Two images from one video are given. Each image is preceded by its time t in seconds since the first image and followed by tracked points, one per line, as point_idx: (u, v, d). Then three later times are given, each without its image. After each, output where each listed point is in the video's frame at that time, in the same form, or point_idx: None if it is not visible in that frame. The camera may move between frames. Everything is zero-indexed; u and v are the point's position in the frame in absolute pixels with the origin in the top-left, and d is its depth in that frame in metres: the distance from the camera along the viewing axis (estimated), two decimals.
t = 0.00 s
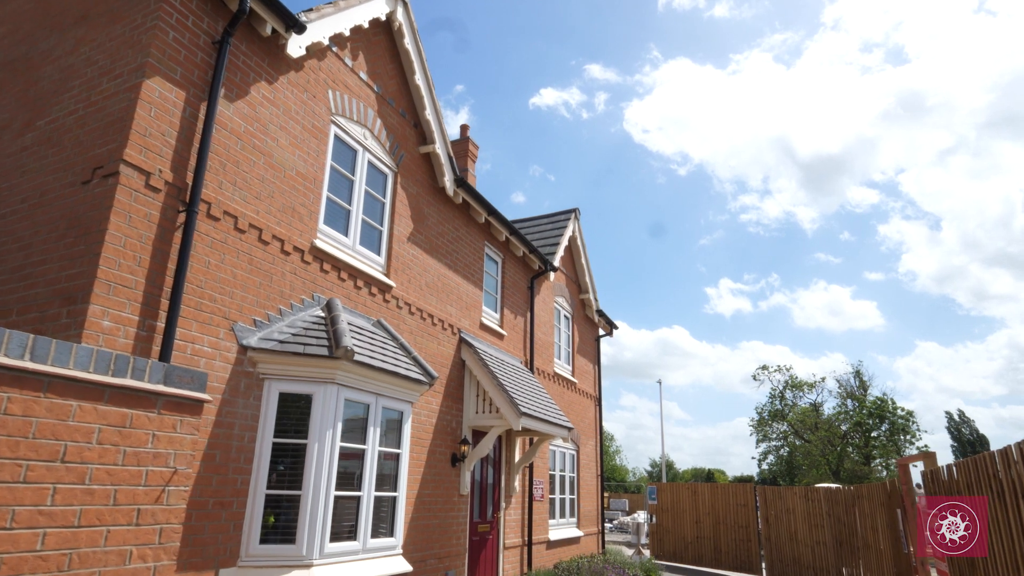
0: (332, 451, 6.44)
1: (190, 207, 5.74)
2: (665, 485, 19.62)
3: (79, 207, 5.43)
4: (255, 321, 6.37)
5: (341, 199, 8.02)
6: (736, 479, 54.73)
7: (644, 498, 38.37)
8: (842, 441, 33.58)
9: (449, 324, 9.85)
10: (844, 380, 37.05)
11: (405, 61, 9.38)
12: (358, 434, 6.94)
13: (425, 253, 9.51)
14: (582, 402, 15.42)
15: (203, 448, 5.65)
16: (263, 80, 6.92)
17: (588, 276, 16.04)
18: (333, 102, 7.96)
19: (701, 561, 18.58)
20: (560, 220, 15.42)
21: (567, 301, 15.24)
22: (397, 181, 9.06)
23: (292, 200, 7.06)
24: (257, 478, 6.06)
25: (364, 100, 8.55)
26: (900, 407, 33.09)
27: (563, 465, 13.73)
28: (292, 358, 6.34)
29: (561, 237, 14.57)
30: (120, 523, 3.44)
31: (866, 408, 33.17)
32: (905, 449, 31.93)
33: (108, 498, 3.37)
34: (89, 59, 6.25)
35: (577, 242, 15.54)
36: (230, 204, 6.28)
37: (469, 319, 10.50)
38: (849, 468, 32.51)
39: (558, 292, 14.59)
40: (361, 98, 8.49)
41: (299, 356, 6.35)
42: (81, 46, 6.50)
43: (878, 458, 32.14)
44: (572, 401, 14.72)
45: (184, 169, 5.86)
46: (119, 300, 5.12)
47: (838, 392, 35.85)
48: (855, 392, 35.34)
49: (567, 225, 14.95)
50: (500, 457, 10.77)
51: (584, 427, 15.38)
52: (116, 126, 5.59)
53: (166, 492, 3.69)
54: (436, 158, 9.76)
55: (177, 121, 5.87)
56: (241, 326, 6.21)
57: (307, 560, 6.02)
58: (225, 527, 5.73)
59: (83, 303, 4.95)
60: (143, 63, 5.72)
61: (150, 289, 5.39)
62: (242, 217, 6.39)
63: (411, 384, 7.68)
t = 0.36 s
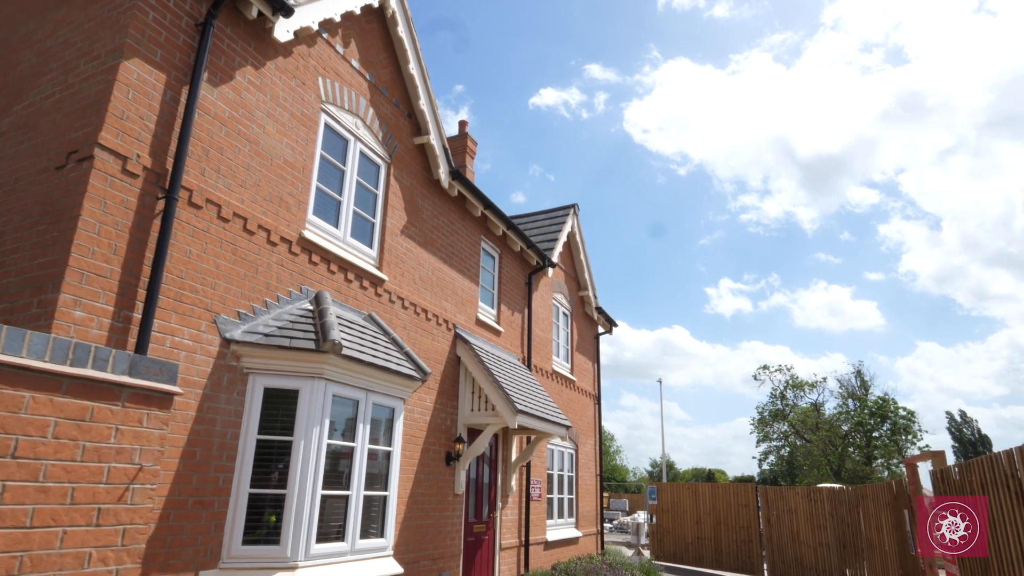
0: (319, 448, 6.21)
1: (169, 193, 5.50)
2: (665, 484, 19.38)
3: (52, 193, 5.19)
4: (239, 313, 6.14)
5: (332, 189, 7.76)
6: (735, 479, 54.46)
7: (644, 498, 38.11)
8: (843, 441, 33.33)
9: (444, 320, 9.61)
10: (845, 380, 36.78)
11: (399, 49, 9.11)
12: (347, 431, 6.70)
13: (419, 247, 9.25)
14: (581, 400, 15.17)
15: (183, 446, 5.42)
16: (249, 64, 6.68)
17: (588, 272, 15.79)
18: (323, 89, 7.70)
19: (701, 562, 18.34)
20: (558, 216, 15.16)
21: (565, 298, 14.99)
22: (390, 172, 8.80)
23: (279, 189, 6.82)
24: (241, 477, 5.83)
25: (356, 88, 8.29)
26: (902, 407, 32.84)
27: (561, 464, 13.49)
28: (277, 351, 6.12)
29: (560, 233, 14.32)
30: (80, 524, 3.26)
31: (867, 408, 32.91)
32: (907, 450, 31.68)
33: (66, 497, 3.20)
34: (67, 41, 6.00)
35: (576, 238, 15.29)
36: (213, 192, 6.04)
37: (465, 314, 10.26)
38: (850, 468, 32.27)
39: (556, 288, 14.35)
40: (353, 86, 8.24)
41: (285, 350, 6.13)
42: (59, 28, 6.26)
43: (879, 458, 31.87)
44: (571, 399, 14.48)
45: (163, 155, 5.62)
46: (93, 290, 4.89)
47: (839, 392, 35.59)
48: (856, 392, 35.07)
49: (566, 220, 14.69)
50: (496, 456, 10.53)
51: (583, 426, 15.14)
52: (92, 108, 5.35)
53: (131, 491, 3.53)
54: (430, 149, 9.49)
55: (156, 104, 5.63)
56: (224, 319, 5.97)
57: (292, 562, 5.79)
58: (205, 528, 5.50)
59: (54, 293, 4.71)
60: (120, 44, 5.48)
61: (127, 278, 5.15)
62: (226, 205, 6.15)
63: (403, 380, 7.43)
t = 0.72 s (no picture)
0: (302, 447, 5.93)
1: (142, 179, 5.24)
2: (665, 484, 19.10)
3: (16, 178, 4.91)
4: (219, 306, 5.87)
5: (319, 179, 7.48)
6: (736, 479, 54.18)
7: (644, 498, 37.77)
8: (844, 441, 33.03)
9: (437, 316, 9.32)
10: (847, 380, 36.45)
11: (390, 36, 8.83)
12: (333, 429, 6.42)
13: (411, 240, 8.96)
14: (579, 398, 14.89)
15: (156, 445, 5.15)
16: (231, 47, 6.41)
17: (586, 269, 15.50)
18: (310, 76, 7.42)
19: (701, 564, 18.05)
20: (556, 211, 14.87)
21: (563, 295, 14.70)
22: (381, 163, 8.51)
23: (262, 177, 6.54)
24: (219, 477, 5.56)
25: (345, 76, 8.01)
26: (904, 407, 32.51)
27: (559, 464, 13.21)
28: (258, 346, 5.86)
29: (558, 228, 14.03)
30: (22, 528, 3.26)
31: (869, 407, 32.54)
32: (909, 449, 31.33)
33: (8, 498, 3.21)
34: (38, 21, 5.72)
35: (574, 234, 15.00)
36: (191, 178, 5.77)
37: (459, 310, 9.97)
38: (851, 467, 31.89)
39: (554, 285, 14.06)
40: (342, 73, 7.95)
41: (266, 344, 5.86)
42: (29, 8, 5.97)
43: (881, 458, 31.56)
44: (569, 397, 14.19)
45: (137, 139, 5.36)
46: (58, 279, 4.63)
47: (840, 392, 35.27)
48: (857, 392, 34.76)
49: (564, 216, 14.41)
50: (491, 456, 10.25)
51: (582, 425, 14.85)
52: (60, 89, 5.08)
53: (83, 492, 3.56)
54: (423, 140, 9.21)
55: (129, 86, 5.36)
56: (202, 312, 5.71)
57: (273, 566, 5.52)
58: (180, 531, 5.23)
59: (15, 283, 4.44)
60: (90, 22, 5.21)
61: (95, 267, 4.89)
62: (205, 193, 5.88)
63: (393, 377, 7.15)
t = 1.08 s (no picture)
0: (287, 446, 5.67)
1: (115, 164, 4.98)
2: (666, 484, 18.83)
3: None
4: (199, 298, 5.60)
5: (307, 168, 7.21)
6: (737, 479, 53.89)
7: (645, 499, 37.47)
8: (846, 441, 32.68)
9: (431, 311, 9.06)
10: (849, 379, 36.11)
11: (382, 23, 8.56)
12: (320, 427, 6.16)
13: (404, 233, 8.69)
14: (579, 397, 14.61)
15: (130, 443, 4.89)
16: (213, 29, 6.15)
17: (585, 265, 15.24)
18: (297, 61, 7.16)
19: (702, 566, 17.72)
20: (555, 206, 14.59)
21: (562, 292, 14.43)
22: (373, 153, 8.25)
23: (246, 165, 6.29)
24: (198, 477, 5.29)
25: (335, 62, 7.75)
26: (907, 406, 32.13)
27: (559, 464, 12.94)
28: (240, 340, 5.60)
29: (556, 223, 13.76)
30: None
31: (869, 407, 32.06)
32: (912, 450, 30.86)
33: None
34: None
35: (574, 230, 14.73)
36: (169, 165, 5.52)
37: (454, 306, 9.70)
38: (853, 468, 31.47)
39: (552, 281, 13.78)
40: (331, 59, 7.69)
41: (248, 338, 5.61)
42: None
43: (883, 458, 31.25)
44: (568, 396, 13.92)
45: (110, 122, 5.10)
46: (22, 268, 4.38)
47: (842, 392, 34.93)
48: (860, 391, 34.42)
49: (563, 211, 14.13)
50: (489, 455, 9.97)
51: (582, 424, 14.58)
52: (27, 69, 4.82)
53: (32, 494, 3.80)
54: (416, 130, 8.94)
55: (102, 67, 5.11)
56: (181, 304, 5.45)
57: (254, 570, 5.25)
58: (156, 534, 4.97)
59: None
60: None
61: (63, 255, 4.64)
62: (183, 180, 5.62)
63: (383, 373, 6.89)
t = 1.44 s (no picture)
0: (272, 444, 5.41)
1: (88, 146, 4.72)
2: (669, 485, 18.52)
3: None
4: (179, 289, 5.34)
5: (296, 156, 6.95)
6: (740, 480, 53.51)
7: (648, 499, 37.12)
8: (851, 441, 32.32)
9: (427, 306, 8.79)
10: (854, 379, 35.76)
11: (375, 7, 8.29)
12: (308, 424, 5.89)
13: (399, 225, 8.43)
14: (580, 395, 14.33)
15: (104, 440, 4.63)
16: (195, 9, 5.89)
17: (586, 261, 14.95)
18: (285, 45, 6.90)
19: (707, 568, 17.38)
20: (556, 201, 14.31)
21: (563, 288, 14.14)
22: (365, 142, 7.99)
23: (230, 150, 6.03)
24: (178, 476, 5.03)
25: (325, 47, 7.48)
26: (912, 406, 31.77)
27: (560, 463, 12.66)
28: (222, 333, 5.34)
29: (557, 218, 13.48)
30: None
31: (874, 408, 31.71)
32: (917, 450, 30.54)
33: None
34: None
35: (574, 225, 14.45)
36: (147, 149, 5.26)
37: (451, 301, 9.43)
38: (859, 468, 31.09)
39: (553, 277, 13.50)
40: (321, 44, 7.43)
41: (231, 331, 5.35)
42: None
43: (889, 458, 30.86)
44: (569, 394, 13.64)
45: (83, 103, 4.84)
46: None
47: (847, 391, 34.57)
48: (864, 391, 34.06)
49: (564, 205, 13.86)
50: (487, 454, 9.70)
51: (583, 423, 14.29)
52: None
53: None
54: (411, 119, 8.68)
55: (74, 44, 4.84)
56: (160, 295, 5.19)
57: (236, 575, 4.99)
58: (132, 536, 4.71)
59: None
60: None
61: (30, 241, 4.38)
62: (163, 165, 5.36)
63: (375, 368, 6.62)
